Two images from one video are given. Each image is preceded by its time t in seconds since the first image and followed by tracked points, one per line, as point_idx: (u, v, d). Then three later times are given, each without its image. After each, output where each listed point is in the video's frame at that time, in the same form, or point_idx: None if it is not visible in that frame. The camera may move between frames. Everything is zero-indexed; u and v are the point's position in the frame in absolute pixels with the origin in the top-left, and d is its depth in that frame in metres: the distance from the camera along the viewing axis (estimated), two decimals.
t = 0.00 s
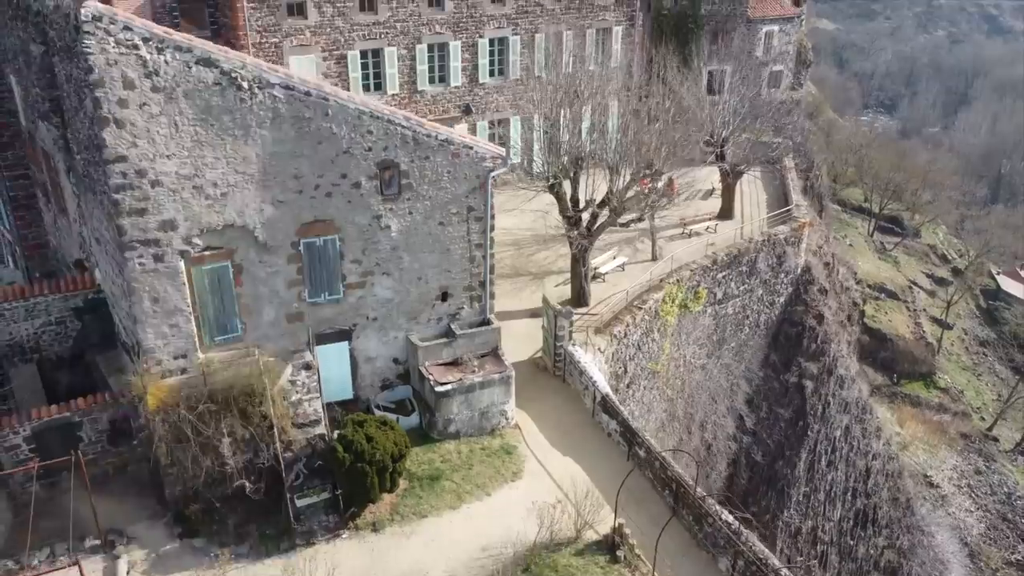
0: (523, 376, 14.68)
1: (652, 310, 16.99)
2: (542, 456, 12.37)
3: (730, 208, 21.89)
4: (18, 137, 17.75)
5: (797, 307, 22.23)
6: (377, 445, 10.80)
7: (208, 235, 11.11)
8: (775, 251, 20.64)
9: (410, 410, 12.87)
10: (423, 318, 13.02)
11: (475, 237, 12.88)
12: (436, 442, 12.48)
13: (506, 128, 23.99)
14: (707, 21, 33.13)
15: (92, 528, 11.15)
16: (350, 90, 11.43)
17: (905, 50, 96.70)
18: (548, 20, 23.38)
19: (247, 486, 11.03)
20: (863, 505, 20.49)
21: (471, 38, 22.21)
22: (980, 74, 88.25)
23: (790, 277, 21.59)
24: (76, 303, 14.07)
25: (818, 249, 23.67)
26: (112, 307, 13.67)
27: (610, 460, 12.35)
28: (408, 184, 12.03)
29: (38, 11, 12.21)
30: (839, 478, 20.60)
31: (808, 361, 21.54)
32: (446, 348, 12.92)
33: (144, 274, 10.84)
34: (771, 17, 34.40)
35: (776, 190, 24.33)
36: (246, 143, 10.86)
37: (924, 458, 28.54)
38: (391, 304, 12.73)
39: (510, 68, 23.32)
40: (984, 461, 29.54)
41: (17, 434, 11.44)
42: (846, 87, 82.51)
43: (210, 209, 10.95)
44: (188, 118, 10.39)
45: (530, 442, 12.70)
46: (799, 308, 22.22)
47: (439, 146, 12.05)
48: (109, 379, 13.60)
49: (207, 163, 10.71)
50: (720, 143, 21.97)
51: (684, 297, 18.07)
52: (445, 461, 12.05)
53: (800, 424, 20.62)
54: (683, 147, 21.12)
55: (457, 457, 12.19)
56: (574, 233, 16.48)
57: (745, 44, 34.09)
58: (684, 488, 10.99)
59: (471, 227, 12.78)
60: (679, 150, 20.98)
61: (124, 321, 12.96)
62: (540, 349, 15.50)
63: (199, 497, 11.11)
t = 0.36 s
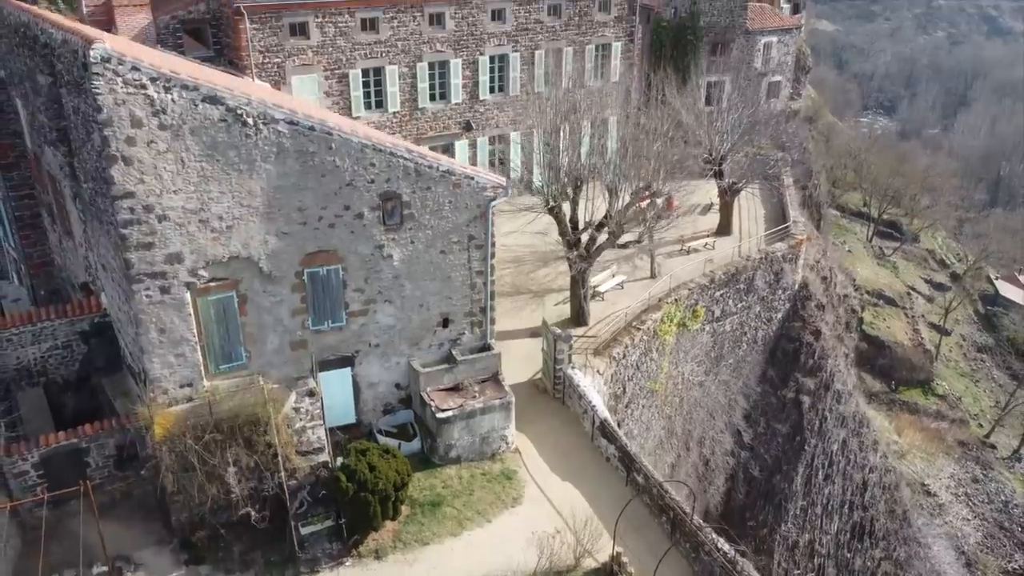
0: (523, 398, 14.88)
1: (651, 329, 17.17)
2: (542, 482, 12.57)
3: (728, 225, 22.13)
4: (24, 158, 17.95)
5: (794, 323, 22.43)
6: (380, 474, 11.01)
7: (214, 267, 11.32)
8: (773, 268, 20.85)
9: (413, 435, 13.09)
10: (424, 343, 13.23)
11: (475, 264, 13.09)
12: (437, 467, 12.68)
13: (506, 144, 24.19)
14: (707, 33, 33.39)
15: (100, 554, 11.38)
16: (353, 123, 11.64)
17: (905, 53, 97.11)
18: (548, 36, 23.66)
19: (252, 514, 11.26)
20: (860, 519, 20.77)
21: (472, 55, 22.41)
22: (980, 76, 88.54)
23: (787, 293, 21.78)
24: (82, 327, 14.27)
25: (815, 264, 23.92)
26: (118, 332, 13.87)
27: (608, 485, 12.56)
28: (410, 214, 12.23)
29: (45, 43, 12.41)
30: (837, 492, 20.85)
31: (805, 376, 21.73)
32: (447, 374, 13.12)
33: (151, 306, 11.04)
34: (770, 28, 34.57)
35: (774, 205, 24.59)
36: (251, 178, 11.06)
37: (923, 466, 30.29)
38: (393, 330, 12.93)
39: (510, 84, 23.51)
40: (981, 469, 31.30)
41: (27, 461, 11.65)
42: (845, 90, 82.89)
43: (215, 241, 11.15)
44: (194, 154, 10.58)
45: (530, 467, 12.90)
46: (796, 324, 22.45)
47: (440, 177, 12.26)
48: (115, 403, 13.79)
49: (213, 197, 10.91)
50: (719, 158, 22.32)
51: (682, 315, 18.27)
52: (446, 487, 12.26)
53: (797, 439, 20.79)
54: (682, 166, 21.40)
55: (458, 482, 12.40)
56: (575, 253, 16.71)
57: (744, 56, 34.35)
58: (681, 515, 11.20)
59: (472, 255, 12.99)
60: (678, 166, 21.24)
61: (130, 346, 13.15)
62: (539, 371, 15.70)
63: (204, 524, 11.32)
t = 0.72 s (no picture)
0: (523, 421, 15.09)
1: (649, 350, 17.36)
2: (542, 508, 12.78)
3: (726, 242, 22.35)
4: (30, 180, 18.22)
5: (791, 340, 22.62)
6: (382, 503, 11.24)
7: (219, 299, 11.53)
8: (770, 286, 21.05)
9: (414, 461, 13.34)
10: (425, 370, 13.45)
11: (476, 292, 13.29)
12: (438, 492, 12.91)
13: (505, 159, 24.40)
14: (707, 45, 33.43)
15: None
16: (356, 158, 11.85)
17: (905, 54, 97.42)
18: (548, 53, 23.86)
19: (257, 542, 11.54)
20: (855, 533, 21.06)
21: (473, 73, 22.63)
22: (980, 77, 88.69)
23: (784, 310, 22.00)
24: (89, 351, 14.56)
25: (813, 279, 24.14)
26: (124, 357, 14.21)
27: (607, 511, 12.78)
28: (412, 245, 12.44)
29: (53, 76, 12.63)
30: (834, 507, 21.10)
31: (802, 392, 21.92)
32: (448, 400, 13.33)
33: (158, 339, 11.25)
34: (768, 40, 34.82)
35: (771, 219, 24.85)
36: (256, 213, 11.27)
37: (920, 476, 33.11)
38: (394, 358, 13.14)
39: (510, 101, 23.75)
40: (978, 477, 34.03)
41: (36, 488, 11.86)
42: (845, 93, 83.25)
43: (221, 275, 11.35)
44: (200, 191, 10.79)
45: (530, 493, 13.11)
46: (793, 340, 22.64)
47: (442, 209, 12.46)
48: (121, 427, 14.08)
49: (219, 233, 11.11)
50: (717, 176, 22.51)
51: (680, 335, 18.46)
52: (447, 513, 12.48)
53: (794, 455, 21.01)
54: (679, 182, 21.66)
55: (459, 508, 12.62)
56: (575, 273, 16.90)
57: (742, 68, 34.62)
58: (679, 544, 11.41)
59: (472, 283, 13.20)
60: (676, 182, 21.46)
61: (137, 372, 13.43)
62: (539, 393, 15.90)
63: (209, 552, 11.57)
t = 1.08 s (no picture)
0: (522, 446, 15.33)
1: (647, 372, 17.60)
2: (541, 535, 13.02)
3: (724, 261, 22.50)
4: (35, 204, 18.45)
5: (788, 357, 22.82)
6: (385, 535, 11.47)
7: (224, 333, 11.74)
8: (767, 305, 21.29)
9: (416, 488, 13.56)
10: (426, 398, 13.68)
11: (476, 321, 13.52)
12: (439, 519, 13.15)
13: (505, 176, 24.67)
14: (705, 58, 33.69)
15: None
16: (359, 194, 12.08)
17: (904, 56, 97.72)
18: (548, 72, 24.09)
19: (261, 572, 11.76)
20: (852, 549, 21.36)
21: (473, 92, 22.86)
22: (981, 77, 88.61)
23: (781, 329, 22.26)
24: (95, 378, 14.78)
25: (810, 296, 24.38)
26: (130, 383, 14.44)
27: (605, 538, 13.05)
28: (413, 277, 12.67)
29: (61, 111, 12.86)
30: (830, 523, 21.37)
31: (799, 410, 22.15)
32: (449, 428, 13.56)
33: (165, 372, 11.47)
34: (766, 53, 35.06)
35: (768, 236, 25.15)
36: (261, 249, 11.50)
37: (917, 485, 33.77)
38: (396, 387, 13.37)
39: (510, 120, 23.98)
40: (975, 486, 35.03)
41: (44, 516, 12.11)
42: (844, 96, 83.43)
43: (226, 309, 11.58)
44: (206, 230, 11.02)
45: (530, 520, 13.35)
46: (790, 358, 22.83)
47: (443, 243, 12.70)
48: (127, 453, 14.26)
49: (224, 269, 11.34)
50: (715, 196, 23.10)
51: (678, 356, 18.70)
52: (448, 540, 12.71)
53: (791, 472, 21.25)
54: (677, 201, 21.96)
55: (460, 535, 12.85)
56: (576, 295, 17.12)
57: (740, 81, 34.84)
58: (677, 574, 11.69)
59: (473, 313, 13.42)
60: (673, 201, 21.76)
61: (143, 401, 13.65)
62: (538, 417, 16.14)
63: None
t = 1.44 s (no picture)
0: (521, 471, 15.58)
1: (645, 395, 17.85)
2: (540, 563, 13.29)
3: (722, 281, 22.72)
4: (41, 228, 18.72)
5: (785, 376, 23.04)
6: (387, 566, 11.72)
7: (230, 368, 11.99)
8: (764, 325, 21.55)
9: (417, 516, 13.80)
10: (427, 427, 13.93)
11: (477, 352, 13.76)
12: (440, 547, 13.40)
13: (506, 194, 24.98)
14: (704, 73, 34.00)
15: None
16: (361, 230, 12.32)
17: (904, 58, 97.90)
18: (548, 92, 24.34)
19: None
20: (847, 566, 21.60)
21: (474, 113, 23.10)
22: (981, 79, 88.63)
23: (778, 347, 22.52)
24: (102, 405, 15.01)
25: (807, 313, 24.65)
26: (137, 411, 14.69)
27: (603, 566, 13.34)
28: (415, 311, 12.91)
29: (69, 147, 13.11)
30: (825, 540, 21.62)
31: (795, 428, 22.40)
32: (450, 457, 13.81)
33: (171, 408, 11.72)
34: (764, 67, 35.29)
35: (766, 254, 25.41)
36: (266, 287, 11.75)
37: (914, 497, 33.90)
38: (398, 417, 13.62)
39: (510, 139, 24.23)
40: (971, 496, 35.24)
41: (53, 545, 12.41)
42: (843, 99, 83.52)
43: (232, 345, 11.83)
44: (213, 270, 11.26)
45: (529, 547, 13.62)
46: (787, 377, 23.03)
47: (444, 276, 12.95)
48: (133, 479, 14.58)
49: (230, 307, 11.59)
50: (713, 216, 23.34)
51: (675, 378, 18.96)
52: (449, 568, 12.97)
53: (787, 489, 21.49)
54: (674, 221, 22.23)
55: (461, 563, 13.11)
56: (575, 318, 17.37)
57: (739, 95, 35.05)
58: None
59: (473, 344, 13.67)
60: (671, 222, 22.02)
61: (149, 429, 13.88)
62: (537, 441, 16.39)
63: None
